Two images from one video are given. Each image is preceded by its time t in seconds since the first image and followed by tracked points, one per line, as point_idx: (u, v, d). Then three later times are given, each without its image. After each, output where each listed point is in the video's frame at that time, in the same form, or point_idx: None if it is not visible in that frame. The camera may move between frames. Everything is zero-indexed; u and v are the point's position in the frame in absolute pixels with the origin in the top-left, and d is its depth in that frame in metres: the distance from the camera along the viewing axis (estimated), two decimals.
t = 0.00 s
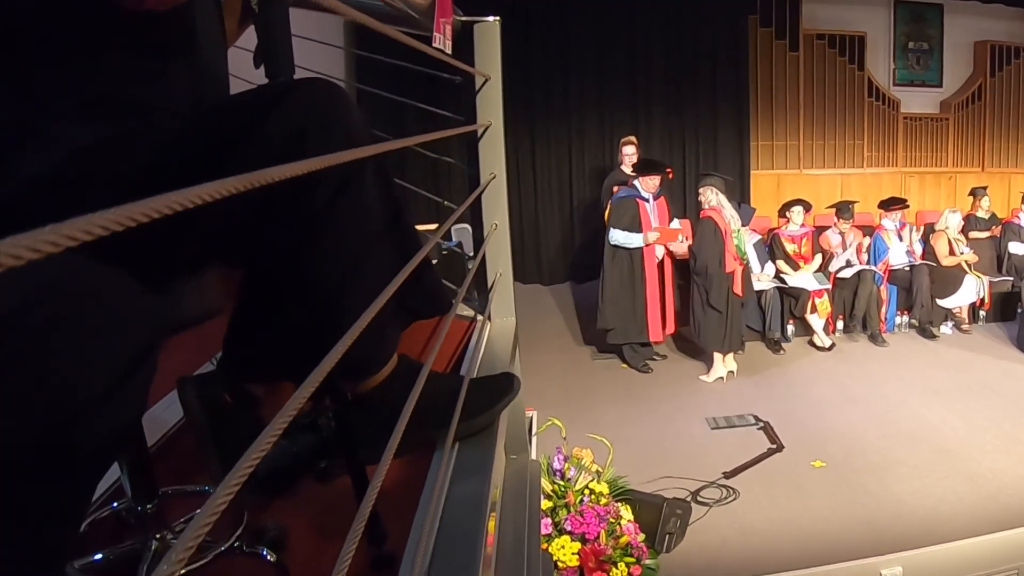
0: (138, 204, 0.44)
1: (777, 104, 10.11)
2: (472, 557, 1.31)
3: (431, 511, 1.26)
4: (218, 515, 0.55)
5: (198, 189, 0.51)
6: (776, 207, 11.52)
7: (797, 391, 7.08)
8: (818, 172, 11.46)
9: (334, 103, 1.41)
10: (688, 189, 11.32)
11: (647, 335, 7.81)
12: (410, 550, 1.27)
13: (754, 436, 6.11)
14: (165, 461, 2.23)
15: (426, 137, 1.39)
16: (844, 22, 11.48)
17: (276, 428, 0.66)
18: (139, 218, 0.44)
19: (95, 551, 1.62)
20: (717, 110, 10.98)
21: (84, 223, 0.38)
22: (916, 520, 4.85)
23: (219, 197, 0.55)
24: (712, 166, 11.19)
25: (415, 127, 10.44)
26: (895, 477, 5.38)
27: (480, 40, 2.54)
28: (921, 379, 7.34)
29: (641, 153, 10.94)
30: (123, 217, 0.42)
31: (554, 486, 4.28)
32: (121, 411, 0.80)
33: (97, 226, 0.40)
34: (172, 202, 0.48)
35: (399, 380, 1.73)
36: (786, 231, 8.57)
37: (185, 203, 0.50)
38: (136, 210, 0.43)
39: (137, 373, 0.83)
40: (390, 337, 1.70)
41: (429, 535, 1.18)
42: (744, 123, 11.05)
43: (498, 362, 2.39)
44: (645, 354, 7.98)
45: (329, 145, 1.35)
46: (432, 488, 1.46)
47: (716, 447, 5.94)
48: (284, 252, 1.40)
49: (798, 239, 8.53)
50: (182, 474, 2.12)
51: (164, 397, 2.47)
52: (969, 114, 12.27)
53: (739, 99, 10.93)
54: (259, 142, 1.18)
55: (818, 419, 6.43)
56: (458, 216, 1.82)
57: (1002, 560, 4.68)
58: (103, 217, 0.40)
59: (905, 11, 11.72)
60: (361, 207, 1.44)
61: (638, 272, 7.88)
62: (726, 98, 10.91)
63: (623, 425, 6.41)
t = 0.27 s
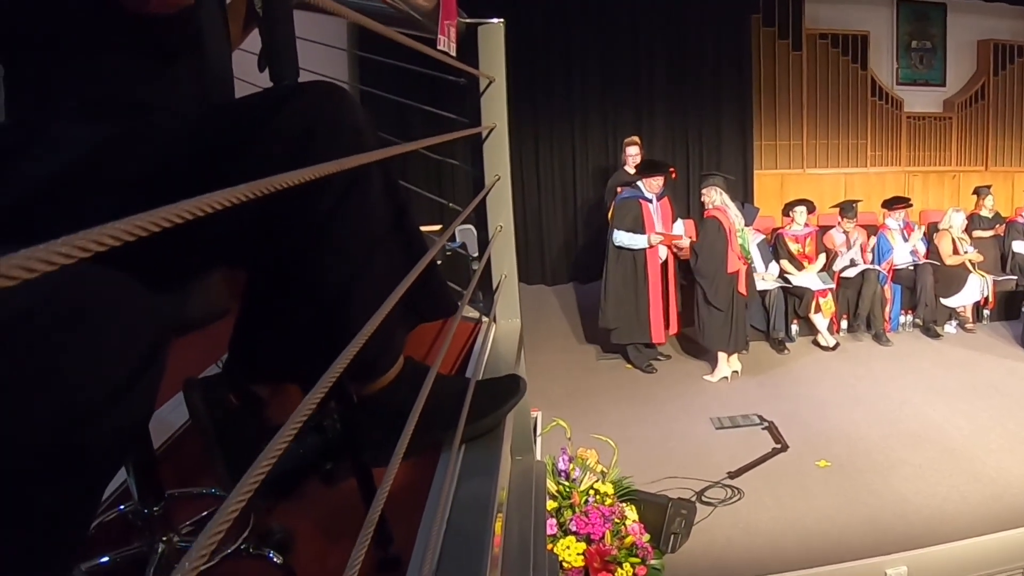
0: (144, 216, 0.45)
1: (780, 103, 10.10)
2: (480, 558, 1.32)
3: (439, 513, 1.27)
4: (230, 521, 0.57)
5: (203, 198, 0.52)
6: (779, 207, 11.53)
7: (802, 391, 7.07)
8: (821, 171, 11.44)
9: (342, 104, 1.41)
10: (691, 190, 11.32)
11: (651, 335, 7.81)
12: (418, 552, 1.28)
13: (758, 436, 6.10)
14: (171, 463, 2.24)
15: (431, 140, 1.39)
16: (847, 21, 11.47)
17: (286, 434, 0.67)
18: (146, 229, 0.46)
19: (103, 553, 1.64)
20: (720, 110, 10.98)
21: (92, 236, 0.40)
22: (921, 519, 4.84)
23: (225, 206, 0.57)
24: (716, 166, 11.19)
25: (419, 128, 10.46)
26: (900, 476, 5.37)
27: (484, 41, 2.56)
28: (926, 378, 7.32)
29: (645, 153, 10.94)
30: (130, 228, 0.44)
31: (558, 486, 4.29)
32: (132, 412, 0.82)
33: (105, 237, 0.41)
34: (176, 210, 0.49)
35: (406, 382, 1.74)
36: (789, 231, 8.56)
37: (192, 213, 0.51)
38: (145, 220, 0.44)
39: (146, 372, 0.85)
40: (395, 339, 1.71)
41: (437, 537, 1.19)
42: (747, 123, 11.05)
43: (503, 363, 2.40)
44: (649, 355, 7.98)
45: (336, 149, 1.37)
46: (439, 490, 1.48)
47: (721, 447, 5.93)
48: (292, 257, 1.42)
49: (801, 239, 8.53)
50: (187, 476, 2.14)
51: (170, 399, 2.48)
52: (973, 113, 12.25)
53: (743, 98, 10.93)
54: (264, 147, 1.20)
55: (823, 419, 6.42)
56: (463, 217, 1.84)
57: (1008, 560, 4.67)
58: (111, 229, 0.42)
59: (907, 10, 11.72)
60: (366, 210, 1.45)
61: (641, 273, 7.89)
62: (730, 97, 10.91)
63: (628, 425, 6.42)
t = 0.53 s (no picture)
0: (146, 213, 0.45)
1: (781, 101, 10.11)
2: (485, 558, 1.33)
3: (443, 513, 1.28)
4: (235, 520, 0.57)
5: (205, 196, 0.53)
6: (782, 205, 11.53)
7: (806, 389, 7.07)
8: (824, 169, 11.45)
9: (346, 103, 1.41)
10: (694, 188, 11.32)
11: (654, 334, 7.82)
12: (424, 552, 1.29)
13: (762, 434, 6.10)
14: (175, 464, 2.25)
15: (434, 140, 1.40)
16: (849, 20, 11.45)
17: (291, 434, 0.68)
18: (151, 226, 0.46)
19: (108, 554, 1.65)
20: (722, 108, 10.97)
21: (95, 233, 0.40)
22: (925, 517, 4.84)
23: (229, 204, 0.57)
24: (718, 164, 11.19)
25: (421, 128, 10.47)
26: (904, 474, 5.37)
27: (485, 40, 2.56)
28: (930, 376, 7.31)
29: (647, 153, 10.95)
30: (134, 226, 0.44)
31: (563, 485, 4.29)
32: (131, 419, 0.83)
33: (109, 235, 0.42)
34: (181, 208, 0.49)
35: (409, 382, 1.75)
36: (792, 229, 8.56)
37: (196, 210, 0.52)
38: (149, 217, 0.45)
39: (147, 379, 0.86)
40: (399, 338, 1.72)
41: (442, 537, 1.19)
42: (749, 122, 11.05)
43: (507, 362, 2.41)
44: (652, 354, 7.98)
45: (338, 149, 1.37)
46: (443, 491, 1.48)
47: (724, 445, 5.94)
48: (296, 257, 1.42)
49: (804, 237, 8.52)
50: (191, 478, 2.15)
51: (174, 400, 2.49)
52: (974, 110, 12.26)
53: (745, 97, 10.92)
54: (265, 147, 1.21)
55: (826, 416, 6.42)
56: (467, 215, 1.84)
57: (1012, 557, 4.67)
58: (114, 226, 0.42)
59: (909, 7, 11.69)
60: (368, 210, 1.46)
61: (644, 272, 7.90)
62: (732, 96, 10.91)
63: (632, 424, 6.42)
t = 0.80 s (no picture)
0: (153, 227, 0.46)
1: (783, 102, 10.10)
2: (491, 561, 1.34)
3: (450, 516, 1.29)
4: (249, 528, 0.58)
5: (212, 209, 0.54)
6: (785, 205, 11.52)
7: (809, 390, 7.06)
8: (827, 170, 11.43)
9: (351, 109, 1.42)
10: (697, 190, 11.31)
11: (658, 336, 7.83)
12: (430, 555, 1.30)
13: (766, 436, 6.10)
14: (180, 467, 2.27)
15: (438, 145, 1.41)
16: (851, 20, 11.44)
17: (301, 441, 0.69)
18: (160, 239, 0.47)
19: (114, 557, 1.67)
20: (725, 110, 10.96)
21: (105, 247, 0.41)
22: (930, 518, 4.83)
23: (234, 216, 0.58)
24: (721, 166, 11.18)
25: (423, 131, 10.49)
26: (909, 475, 5.36)
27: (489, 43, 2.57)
28: (934, 376, 7.29)
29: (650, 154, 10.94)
30: (142, 239, 0.45)
31: (566, 487, 4.30)
32: (136, 427, 0.84)
33: (119, 248, 0.43)
34: (188, 221, 0.50)
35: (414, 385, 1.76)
36: (796, 230, 8.55)
37: (203, 222, 0.53)
38: (157, 231, 0.46)
39: (153, 387, 0.87)
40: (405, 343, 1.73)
41: (449, 541, 1.20)
42: (752, 123, 11.04)
43: (512, 365, 2.42)
44: (656, 355, 7.98)
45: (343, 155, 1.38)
46: (450, 494, 1.49)
47: (728, 447, 5.93)
48: (302, 263, 1.43)
49: (807, 239, 8.52)
50: (197, 481, 2.16)
51: (179, 403, 2.51)
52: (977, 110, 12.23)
53: (748, 98, 10.91)
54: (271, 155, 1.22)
55: (830, 418, 6.41)
56: (470, 220, 1.85)
57: (1016, 558, 4.66)
58: (124, 240, 0.43)
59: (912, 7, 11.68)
60: (374, 215, 1.47)
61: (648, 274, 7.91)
62: (735, 97, 10.90)
63: (636, 426, 6.42)
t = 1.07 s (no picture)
0: (153, 229, 0.45)
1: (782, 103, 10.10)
2: (490, 564, 1.33)
3: (449, 519, 1.28)
4: (243, 531, 0.58)
5: (211, 210, 0.53)
6: (784, 206, 11.51)
7: (810, 391, 7.05)
8: (827, 171, 11.44)
9: (349, 112, 1.41)
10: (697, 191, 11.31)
11: (658, 337, 7.82)
12: (429, 557, 1.29)
13: (766, 437, 6.09)
14: (180, 471, 2.27)
15: (438, 147, 1.40)
16: (850, 22, 11.45)
17: (296, 444, 0.68)
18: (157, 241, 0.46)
19: (113, 560, 1.66)
20: (724, 111, 10.97)
21: (106, 249, 0.40)
22: (930, 518, 4.83)
23: (234, 218, 0.57)
24: (721, 167, 11.19)
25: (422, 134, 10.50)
26: (909, 475, 5.36)
27: (487, 46, 2.57)
28: (934, 377, 7.29)
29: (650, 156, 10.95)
30: (141, 242, 0.44)
31: (566, 489, 4.30)
32: (134, 429, 0.84)
33: (115, 251, 0.42)
34: (189, 223, 0.49)
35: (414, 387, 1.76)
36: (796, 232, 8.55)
37: (202, 224, 0.52)
38: (157, 233, 0.45)
39: (152, 388, 0.86)
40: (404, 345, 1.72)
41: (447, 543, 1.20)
42: (752, 125, 11.04)
43: (511, 367, 2.42)
44: (656, 357, 7.98)
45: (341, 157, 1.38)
46: (449, 497, 1.49)
47: (728, 448, 5.93)
48: (301, 265, 1.43)
49: (806, 240, 8.52)
50: (197, 484, 2.16)
51: (179, 407, 2.50)
52: (976, 110, 12.25)
53: (747, 100, 10.91)
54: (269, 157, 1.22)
55: (831, 419, 6.40)
56: (469, 222, 1.84)
57: (1018, 558, 4.66)
58: (123, 242, 0.42)
59: (910, 8, 11.69)
60: (373, 217, 1.46)
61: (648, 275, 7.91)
62: (734, 98, 10.90)
63: (636, 427, 6.41)
